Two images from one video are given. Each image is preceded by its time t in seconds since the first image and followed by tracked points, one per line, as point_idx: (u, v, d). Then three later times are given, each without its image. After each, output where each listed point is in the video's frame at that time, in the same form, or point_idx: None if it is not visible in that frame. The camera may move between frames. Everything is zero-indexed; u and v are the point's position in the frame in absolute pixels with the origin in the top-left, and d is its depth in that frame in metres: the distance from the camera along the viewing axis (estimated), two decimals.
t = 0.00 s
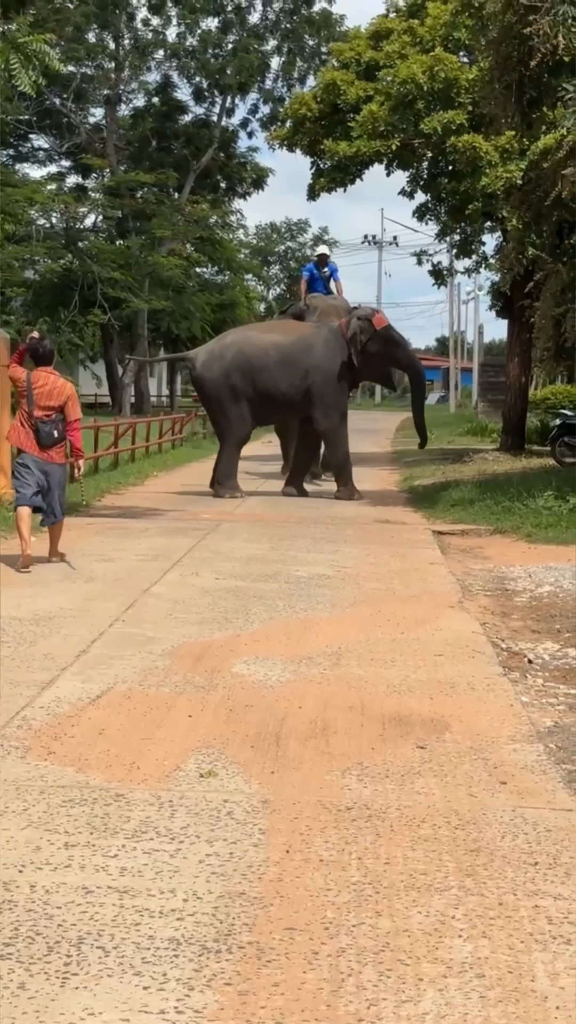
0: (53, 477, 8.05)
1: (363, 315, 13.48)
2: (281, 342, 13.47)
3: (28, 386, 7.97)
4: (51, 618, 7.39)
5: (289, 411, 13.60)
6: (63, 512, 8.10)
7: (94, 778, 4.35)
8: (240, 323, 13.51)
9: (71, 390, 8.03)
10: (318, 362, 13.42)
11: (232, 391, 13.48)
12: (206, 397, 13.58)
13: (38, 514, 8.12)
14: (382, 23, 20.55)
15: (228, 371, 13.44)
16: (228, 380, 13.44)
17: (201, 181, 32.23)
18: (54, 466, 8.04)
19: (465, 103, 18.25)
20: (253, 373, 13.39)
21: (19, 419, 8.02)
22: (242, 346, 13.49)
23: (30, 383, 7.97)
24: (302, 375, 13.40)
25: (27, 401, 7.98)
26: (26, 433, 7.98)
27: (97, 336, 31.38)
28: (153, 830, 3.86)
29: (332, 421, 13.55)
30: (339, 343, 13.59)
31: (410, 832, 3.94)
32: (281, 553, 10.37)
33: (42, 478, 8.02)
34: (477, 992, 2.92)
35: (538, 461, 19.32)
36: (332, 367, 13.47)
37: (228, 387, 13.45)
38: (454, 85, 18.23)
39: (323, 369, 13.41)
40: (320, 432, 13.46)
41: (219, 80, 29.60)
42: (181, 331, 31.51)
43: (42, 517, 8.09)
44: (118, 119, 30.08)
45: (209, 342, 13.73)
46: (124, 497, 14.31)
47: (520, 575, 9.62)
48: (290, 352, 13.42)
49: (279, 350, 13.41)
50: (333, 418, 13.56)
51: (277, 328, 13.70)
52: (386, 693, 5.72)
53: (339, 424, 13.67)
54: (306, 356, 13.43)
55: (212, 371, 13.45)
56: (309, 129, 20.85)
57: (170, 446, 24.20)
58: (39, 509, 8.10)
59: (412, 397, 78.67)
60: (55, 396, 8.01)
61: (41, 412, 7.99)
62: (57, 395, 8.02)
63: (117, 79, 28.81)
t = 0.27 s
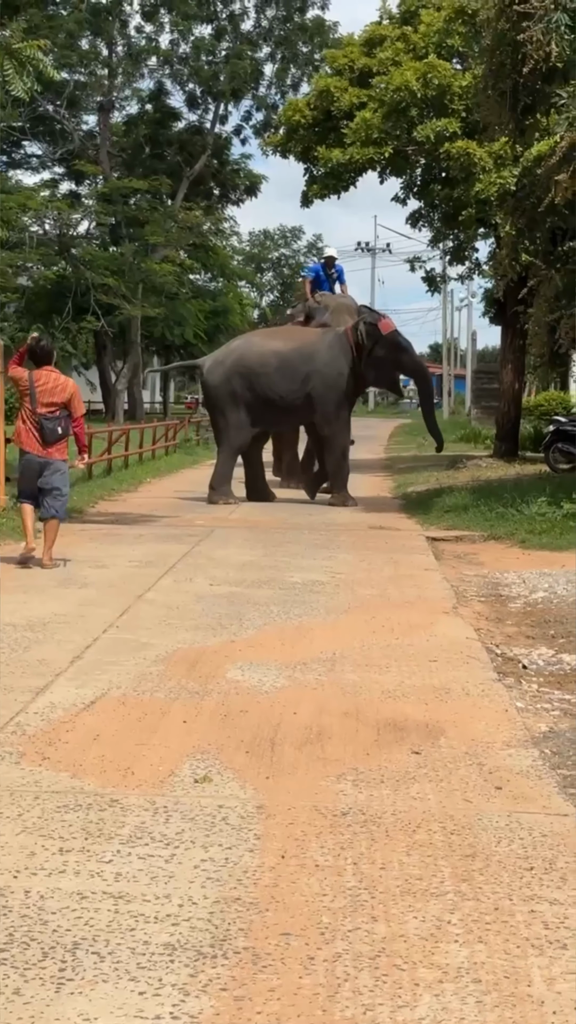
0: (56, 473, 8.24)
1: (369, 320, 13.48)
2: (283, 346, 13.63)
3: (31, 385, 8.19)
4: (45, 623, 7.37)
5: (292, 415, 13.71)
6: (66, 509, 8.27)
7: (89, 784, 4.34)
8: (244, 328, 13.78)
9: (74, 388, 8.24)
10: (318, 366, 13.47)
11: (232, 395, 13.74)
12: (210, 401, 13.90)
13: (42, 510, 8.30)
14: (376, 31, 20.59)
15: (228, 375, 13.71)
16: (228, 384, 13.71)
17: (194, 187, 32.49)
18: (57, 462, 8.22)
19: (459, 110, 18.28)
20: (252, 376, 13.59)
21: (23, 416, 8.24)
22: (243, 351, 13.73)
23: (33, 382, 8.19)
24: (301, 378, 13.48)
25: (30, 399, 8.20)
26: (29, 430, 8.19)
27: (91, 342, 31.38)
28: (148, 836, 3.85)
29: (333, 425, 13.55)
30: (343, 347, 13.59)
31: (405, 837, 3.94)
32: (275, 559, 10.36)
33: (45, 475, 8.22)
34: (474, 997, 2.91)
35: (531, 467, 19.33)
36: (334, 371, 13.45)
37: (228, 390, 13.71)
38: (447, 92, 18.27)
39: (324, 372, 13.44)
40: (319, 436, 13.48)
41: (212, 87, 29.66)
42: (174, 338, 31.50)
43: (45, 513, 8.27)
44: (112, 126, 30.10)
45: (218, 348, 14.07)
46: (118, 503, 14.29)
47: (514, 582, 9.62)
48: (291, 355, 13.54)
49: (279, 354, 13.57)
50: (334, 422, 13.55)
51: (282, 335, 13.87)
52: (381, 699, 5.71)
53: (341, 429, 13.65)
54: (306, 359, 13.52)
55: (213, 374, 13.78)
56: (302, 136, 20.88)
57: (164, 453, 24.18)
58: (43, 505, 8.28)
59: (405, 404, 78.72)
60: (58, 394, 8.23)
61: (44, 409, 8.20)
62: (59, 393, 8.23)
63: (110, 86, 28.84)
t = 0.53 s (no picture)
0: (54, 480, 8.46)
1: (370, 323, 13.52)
2: (284, 350, 13.72)
3: (27, 396, 8.42)
4: (39, 627, 7.36)
5: (293, 420, 13.75)
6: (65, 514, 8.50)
7: (84, 788, 4.34)
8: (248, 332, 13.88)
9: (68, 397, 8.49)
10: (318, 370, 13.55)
11: (234, 399, 13.74)
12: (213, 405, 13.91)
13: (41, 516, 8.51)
14: (371, 35, 20.61)
15: (231, 379, 13.75)
16: (232, 387, 13.73)
17: (189, 191, 32.44)
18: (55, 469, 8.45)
19: (453, 114, 18.31)
20: (255, 379, 13.63)
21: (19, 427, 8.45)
22: (245, 355, 13.79)
23: (29, 393, 8.43)
24: (303, 382, 13.54)
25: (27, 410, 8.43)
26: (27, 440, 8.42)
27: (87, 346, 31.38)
28: (142, 840, 3.85)
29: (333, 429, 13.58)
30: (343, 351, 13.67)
31: (400, 841, 3.94)
32: (270, 563, 10.36)
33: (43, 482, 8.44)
34: (468, 1000, 2.92)
35: (526, 472, 19.35)
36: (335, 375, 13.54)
37: (232, 394, 13.72)
38: (442, 96, 18.29)
39: (324, 375, 13.52)
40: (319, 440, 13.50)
41: (207, 91, 29.70)
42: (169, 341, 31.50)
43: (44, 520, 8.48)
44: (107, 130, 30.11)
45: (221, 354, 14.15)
46: (113, 507, 14.28)
47: (509, 585, 9.62)
48: (293, 359, 13.62)
49: (281, 357, 13.64)
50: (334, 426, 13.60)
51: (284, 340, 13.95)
52: (375, 702, 5.71)
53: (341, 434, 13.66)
54: (308, 363, 13.59)
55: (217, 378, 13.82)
56: (297, 140, 20.91)
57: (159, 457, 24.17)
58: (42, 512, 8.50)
59: (400, 408, 78.75)
60: (52, 404, 8.48)
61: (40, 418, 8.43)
62: (54, 403, 8.48)
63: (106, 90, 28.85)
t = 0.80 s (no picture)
0: (49, 475, 8.75)
1: (377, 329, 13.23)
2: (288, 353, 13.87)
3: (25, 394, 8.68)
4: (33, 630, 7.36)
5: (299, 422, 13.86)
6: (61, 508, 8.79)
7: (78, 790, 4.35)
8: (254, 336, 14.09)
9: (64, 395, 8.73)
10: (319, 372, 13.59)
11: (240, 400, 14.00)
12: (222, 408, 14.18)
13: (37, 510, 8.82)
14: (365, 38, 20.62)
15: (236, 382, 13.99)
16: (237, 390, 13.97)
17: (184, 195, 32.39)
18: (49, 465, 8.73)
19: (448, 118, 18.34)
20: (259, 382, 13.83)
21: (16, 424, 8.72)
22: (252, 358, 14.04)
23: (27, 391, 8.69)
24: (304, 385, 13.63)
25: (23, 407, 8.69)
26: (23, 437, 8.68)
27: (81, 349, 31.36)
28: (137, 843, 3.85)
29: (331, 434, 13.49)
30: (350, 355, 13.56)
31: (394, 844, 3.95)
32: (264, 567, 10.36)
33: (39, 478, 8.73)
34: (462, 1002, 2.92)
35: (520, 474, 19.37)
36: (336, 377, 13.51)
37: (237, 397, 13.98)
38: (436, 99, 18.31)
39: (325, 377, 13.54)
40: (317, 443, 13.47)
41: (202, 94, 29.71)
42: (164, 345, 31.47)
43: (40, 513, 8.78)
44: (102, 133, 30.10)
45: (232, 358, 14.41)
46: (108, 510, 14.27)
47: (504, 589, 9.63)
48: (295, 361, 13.75)
49: (284, 360, 13.80)
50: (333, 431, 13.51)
51: (290, 342, 14.08)
52: (369, 706, 5.72)
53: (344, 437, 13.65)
54: (309, 365, 13.66)
55: (223, 381, 14.09)
56: (291, 144, 20.94)
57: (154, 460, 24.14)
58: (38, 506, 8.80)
59: (395, 412, 78.71)
60: (49, 401, 8.72)
61: (36, 416, 8.68)
62: (50, 400, 8.72)
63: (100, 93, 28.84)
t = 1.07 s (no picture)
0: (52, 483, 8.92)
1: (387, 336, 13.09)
2: (290, 355, 13.88)
3: (34, 403, 8.88)
4: (28, 633, 7.37)
5: (301, 424, 13.87)
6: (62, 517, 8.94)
7: (74, 792, 4.36)
8: (257, 337, 14.10)
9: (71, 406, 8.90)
10: (323, 375, 13.60)
11: (241, 402, 14.01)
12: (224, 410, 14.22)
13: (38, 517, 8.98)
14: (360, 40, 20.64)
15: (238, 383, 14.01)
16: (239, 392, 13.99)
17: (179, 197, 32.37)
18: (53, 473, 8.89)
19: (442, 120, 18.37)
20: (261, 384, 13.85)
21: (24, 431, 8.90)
22: (255, 360, 14.05)
23: (35, 400, 8.89)
24: (307, 388, 13.65)
25: (32, 415, 8.88)
26: (29, 444, 8.86)
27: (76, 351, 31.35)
28: (132, 845, 3.86)
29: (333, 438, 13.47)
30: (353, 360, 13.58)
31: (388, 846, 3.95)
32: (259, 569, 10.38)
33: (42, 485, 8.89)
34: (457, 1003, 2.93)
35: (516, 477, 19.41)
36: (340, 381, 13.51)
37: (239, 399, 14.00)
38: (431, 102, 18.34)
39: (328, 380, 13.55)
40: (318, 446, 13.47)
41: (197, 96, 29.75)
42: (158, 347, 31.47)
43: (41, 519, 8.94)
44: (97, 135, 30.11)
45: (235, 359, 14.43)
46: (103, 512, 14.28)
47: (499, 591, 9.65)
48: (298, 364, 13.76)
49: (288, 363, 13.81)
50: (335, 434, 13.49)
51: (292, 345, 14.09)
52: (363, 708, 5.72)
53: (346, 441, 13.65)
54: (313, 368, 13.68)
55: (226, 382, 14.12)
56: (286, 146, 20.96)
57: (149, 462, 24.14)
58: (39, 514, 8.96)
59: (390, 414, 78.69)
60: (57, 411, 8.90)
61: (43, 424, 8.86)
62: (58, 410, 8.91)
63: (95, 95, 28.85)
